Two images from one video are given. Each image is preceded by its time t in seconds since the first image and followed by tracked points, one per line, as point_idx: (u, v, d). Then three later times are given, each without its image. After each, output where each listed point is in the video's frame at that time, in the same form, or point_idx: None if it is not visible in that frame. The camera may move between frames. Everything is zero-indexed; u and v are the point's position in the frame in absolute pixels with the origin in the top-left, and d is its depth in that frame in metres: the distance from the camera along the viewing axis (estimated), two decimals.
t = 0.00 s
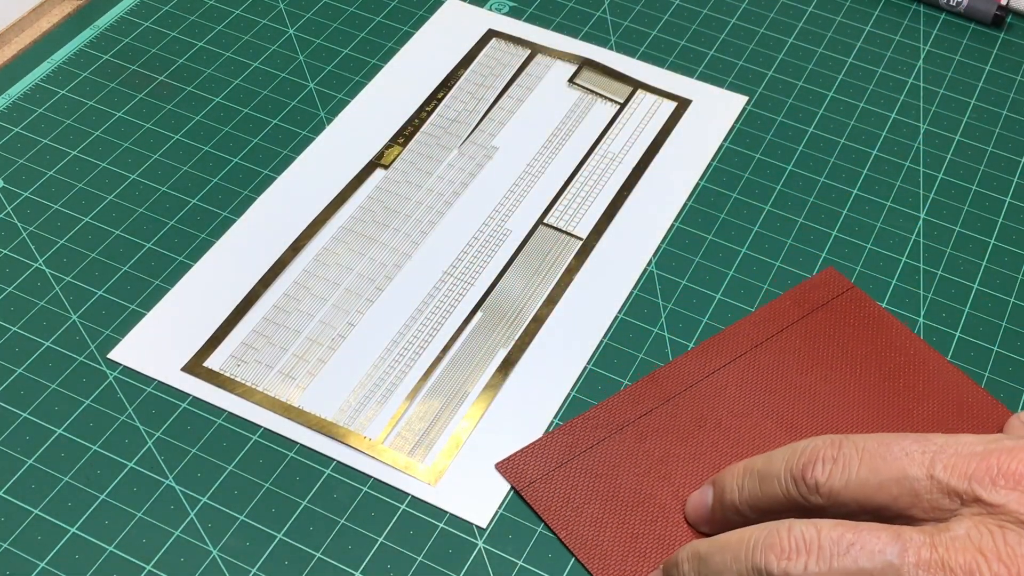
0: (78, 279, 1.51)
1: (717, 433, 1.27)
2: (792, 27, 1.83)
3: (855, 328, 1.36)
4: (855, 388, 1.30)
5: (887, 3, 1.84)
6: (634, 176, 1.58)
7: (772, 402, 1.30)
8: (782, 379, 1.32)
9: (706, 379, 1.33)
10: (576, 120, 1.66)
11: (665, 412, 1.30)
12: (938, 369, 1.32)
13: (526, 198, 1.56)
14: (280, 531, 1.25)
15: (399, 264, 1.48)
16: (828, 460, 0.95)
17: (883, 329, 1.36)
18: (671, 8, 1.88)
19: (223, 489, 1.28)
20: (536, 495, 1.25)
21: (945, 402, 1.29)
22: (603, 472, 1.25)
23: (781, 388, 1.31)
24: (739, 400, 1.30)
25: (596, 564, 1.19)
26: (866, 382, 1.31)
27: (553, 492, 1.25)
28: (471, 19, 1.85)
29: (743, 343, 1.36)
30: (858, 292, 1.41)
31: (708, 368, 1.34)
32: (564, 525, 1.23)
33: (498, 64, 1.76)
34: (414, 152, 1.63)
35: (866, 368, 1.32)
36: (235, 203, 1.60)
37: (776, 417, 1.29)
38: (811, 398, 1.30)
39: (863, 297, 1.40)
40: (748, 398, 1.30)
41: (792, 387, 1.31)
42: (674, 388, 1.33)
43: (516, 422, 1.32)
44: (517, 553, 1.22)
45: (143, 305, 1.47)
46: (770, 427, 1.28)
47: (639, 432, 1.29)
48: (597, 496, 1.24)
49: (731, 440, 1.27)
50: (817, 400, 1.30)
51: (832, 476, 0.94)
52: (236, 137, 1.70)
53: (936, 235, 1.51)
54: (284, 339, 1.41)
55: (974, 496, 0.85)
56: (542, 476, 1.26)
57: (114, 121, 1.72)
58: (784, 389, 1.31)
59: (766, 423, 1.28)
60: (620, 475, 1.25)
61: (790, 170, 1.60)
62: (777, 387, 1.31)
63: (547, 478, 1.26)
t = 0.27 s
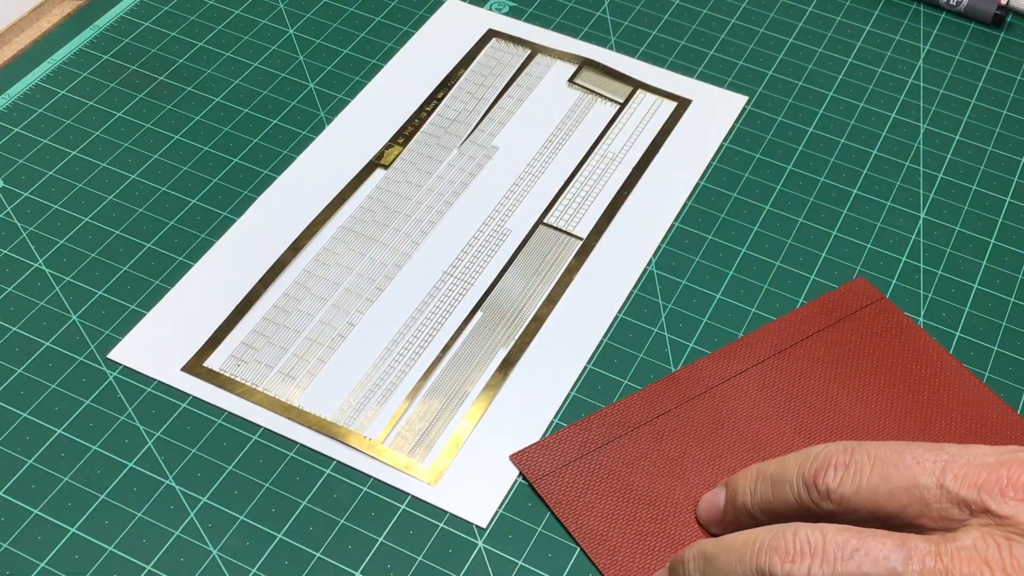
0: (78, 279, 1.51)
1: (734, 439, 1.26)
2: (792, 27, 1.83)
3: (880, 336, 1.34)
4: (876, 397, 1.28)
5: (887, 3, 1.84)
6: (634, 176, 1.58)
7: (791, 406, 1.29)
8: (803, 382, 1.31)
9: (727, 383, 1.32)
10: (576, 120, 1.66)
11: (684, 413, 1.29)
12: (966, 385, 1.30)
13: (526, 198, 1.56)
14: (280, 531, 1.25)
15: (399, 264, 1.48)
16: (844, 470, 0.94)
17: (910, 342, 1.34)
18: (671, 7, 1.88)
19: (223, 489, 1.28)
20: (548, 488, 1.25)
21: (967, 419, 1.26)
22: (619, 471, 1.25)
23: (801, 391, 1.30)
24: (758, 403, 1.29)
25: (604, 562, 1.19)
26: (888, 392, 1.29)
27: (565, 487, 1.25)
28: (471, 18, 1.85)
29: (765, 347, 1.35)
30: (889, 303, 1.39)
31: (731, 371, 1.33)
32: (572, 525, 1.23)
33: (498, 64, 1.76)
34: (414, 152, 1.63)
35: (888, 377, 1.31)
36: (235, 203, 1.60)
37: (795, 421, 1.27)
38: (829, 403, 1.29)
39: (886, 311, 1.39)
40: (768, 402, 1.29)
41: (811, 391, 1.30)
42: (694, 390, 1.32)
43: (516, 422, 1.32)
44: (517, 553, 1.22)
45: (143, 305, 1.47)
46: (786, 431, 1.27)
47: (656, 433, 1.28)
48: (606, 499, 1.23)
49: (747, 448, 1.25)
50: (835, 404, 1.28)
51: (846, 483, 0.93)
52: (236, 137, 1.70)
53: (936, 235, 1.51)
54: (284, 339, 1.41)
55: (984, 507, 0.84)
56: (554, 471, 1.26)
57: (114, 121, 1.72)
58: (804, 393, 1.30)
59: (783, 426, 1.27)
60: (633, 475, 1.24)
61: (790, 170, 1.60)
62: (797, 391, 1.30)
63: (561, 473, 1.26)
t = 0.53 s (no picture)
0: (78, 279, 1.51)
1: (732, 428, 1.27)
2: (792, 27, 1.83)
3: (874, 324, 1.37)
4: (873, 383, 1.30)
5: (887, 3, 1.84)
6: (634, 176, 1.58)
7: (798, 403, 1.29)
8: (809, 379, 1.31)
9: (723, 373, 1.33)
10: (576, 120, 1.66)
11: (693, 409, 1.30)
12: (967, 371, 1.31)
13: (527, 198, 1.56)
14: (280, 531, 1.25)
15: (399, 264, 1.48)
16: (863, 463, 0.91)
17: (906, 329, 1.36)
18: (671, 8, 1.88)
19: (223, 489, 1.28)
20: (550, 477, 1.26)
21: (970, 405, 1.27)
22: (619, 461, 1.26)
23: (807, 388, 1.31)
24: (766, 400, 1.30)
25: (615, 547, 1.20)
26: (887, 381, 1.30)
27: (567, 476, 1.26)
28: (471, 18, 1.85)
29: (761, 338, 1.36)
30: (888, 294, 1.40)
31: (726, 361, 1.34)
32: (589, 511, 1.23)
33: (498, 64, 1.76)
34: (414, 152, 1.63)
35: (886, 364, 1.32)
36: (235, 203, 1.60)
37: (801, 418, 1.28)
38: (836, 400, 1.29)
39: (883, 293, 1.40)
40: (775, 399, 1.30)
41: (818, 388, 1.31)
42: (690, 383, 1.33)
43: (516, 422, 1.32)
44: (517, 553, 1.22)
45: (143, 305, 1.47)
46: (793, 428, 1.27)
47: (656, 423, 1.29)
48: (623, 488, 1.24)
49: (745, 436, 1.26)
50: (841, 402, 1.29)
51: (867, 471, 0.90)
52: (236, 137, 1.70)
53: (936, 235, 1.51)
54: (284, 339, 1.41)
55: (1013, 484, 0.81)
56: (555, 462, 1.27)
57: (114, 121, 1.72)
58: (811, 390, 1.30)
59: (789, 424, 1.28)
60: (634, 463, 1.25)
61: (791, 170, 1.60)
62: (804, 388, 1.31)
63: (561, 464, 1.27)
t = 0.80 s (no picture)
0: (78, 279, 1.51)
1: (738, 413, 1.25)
2: (792, 27, 1.83)
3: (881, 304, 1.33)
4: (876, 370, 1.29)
5: (886, 3, 1.84)
6: (634, 176, 1.58)
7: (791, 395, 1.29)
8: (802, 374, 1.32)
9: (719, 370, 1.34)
10: (576, 120, 1.66)
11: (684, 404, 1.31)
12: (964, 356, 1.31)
13: (526, 198, 1.56)
14: (280, 531, 1.25)
15: (399, 264, 1.48)
16: (887, 449, 0.95)
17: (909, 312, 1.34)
18: (671, 7, 1.88)
19: (222, 488, 1.28)
20: (550, 482, 1.26)
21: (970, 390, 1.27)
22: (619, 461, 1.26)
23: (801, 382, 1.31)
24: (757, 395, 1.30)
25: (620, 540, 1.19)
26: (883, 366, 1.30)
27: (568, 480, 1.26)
28: (471, 18, 1.85)
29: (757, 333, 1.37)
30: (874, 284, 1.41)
31: (723, 358, 1.35)
32: (615, 529, 1.14)
33: (498, 63, 1.76)
34: (414, 152, 1.63)
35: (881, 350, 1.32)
36: (235, 203, 1.60)
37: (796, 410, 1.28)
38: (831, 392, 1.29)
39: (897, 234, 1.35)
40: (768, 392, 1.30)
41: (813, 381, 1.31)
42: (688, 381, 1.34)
43: (516, 422, 1.32)
44: (517, 553, 1.22)
45: (143, 305, 1.47)
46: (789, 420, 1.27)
47: (655, 422, 1.30)
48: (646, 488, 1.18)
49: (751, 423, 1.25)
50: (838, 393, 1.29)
51: (897, 461, 0.93)
52: (236, 137, 1.70)
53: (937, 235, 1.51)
54: (284, 340, 1.40)
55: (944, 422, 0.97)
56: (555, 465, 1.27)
57: (114, 121, 1.72)
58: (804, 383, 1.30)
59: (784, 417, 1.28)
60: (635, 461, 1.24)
61: (791, 170, 1.60)
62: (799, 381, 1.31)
63: (561, 465, 1.27)
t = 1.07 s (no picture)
0: (78, 279, 1.51)
1: (735, 417, 1.29)
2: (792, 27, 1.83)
3: (873, 313, 1.38)
4: (873, 372, 1.32)
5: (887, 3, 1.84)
6: (634, 176, 1.58)
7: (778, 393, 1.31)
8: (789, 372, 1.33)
9: (715, 370, 1.34)
10: (576, 120, 1.66)
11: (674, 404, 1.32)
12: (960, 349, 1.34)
13: (526, 198, 1.56)
14: (280, 531, 1.25)
15: (399, 264, 1.48)
16: (831, 463, 1.09)
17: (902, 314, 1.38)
18: (671, 7, 1.88)
19: (222, 488, 1.28)
20: (552, 490, 1.26)
21: (968, 383, 1.31)
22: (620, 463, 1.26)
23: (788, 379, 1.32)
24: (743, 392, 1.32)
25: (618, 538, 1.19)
26: (865, 359, 1.33)
27: (570, 487, 1.25)
28: (471, 18, 1.85)
29: (751, 335, 1.38)
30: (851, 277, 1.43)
31: (718, 358, 1.36)
32: (586, 539, 1.19)
33: (498, 63, 1.76)
34: (414, 151, 1.63)
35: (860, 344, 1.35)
36: (235, 202, 1.60)
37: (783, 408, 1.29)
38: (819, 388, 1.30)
39: (876, 257, 1.46)
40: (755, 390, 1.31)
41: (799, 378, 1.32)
42: (683, 382, 1.34)
43: (516, 422, 1.32)
44: (516, 553, 1.22)
45: (144, 305, 1.47)
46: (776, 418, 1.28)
47: (655, 423, 1.30)
48: (622, 500, 1.22)
49: (749, 425, 1.28)
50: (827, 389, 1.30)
51: (838, 473, 1.08)
52: (236, 137, 1.70)
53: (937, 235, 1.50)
54: (284, 340, 1.40)
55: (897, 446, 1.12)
56: (556, 471, 1.27)
57: (114, 121, 1.72)
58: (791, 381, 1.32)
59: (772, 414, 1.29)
60: (638, 463, 1.25)
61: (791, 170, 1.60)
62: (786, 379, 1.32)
63: (560, 467, 1.27)
